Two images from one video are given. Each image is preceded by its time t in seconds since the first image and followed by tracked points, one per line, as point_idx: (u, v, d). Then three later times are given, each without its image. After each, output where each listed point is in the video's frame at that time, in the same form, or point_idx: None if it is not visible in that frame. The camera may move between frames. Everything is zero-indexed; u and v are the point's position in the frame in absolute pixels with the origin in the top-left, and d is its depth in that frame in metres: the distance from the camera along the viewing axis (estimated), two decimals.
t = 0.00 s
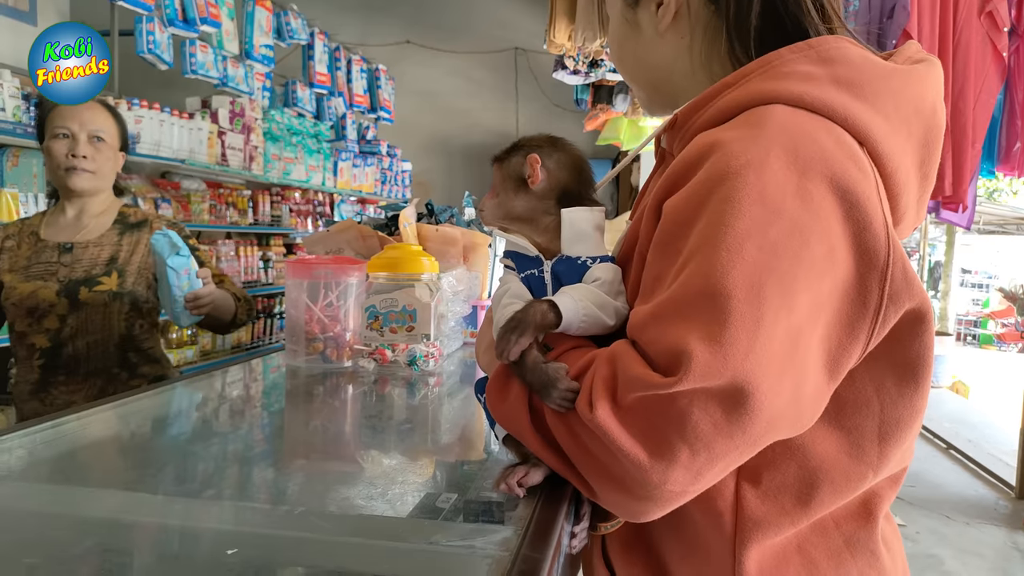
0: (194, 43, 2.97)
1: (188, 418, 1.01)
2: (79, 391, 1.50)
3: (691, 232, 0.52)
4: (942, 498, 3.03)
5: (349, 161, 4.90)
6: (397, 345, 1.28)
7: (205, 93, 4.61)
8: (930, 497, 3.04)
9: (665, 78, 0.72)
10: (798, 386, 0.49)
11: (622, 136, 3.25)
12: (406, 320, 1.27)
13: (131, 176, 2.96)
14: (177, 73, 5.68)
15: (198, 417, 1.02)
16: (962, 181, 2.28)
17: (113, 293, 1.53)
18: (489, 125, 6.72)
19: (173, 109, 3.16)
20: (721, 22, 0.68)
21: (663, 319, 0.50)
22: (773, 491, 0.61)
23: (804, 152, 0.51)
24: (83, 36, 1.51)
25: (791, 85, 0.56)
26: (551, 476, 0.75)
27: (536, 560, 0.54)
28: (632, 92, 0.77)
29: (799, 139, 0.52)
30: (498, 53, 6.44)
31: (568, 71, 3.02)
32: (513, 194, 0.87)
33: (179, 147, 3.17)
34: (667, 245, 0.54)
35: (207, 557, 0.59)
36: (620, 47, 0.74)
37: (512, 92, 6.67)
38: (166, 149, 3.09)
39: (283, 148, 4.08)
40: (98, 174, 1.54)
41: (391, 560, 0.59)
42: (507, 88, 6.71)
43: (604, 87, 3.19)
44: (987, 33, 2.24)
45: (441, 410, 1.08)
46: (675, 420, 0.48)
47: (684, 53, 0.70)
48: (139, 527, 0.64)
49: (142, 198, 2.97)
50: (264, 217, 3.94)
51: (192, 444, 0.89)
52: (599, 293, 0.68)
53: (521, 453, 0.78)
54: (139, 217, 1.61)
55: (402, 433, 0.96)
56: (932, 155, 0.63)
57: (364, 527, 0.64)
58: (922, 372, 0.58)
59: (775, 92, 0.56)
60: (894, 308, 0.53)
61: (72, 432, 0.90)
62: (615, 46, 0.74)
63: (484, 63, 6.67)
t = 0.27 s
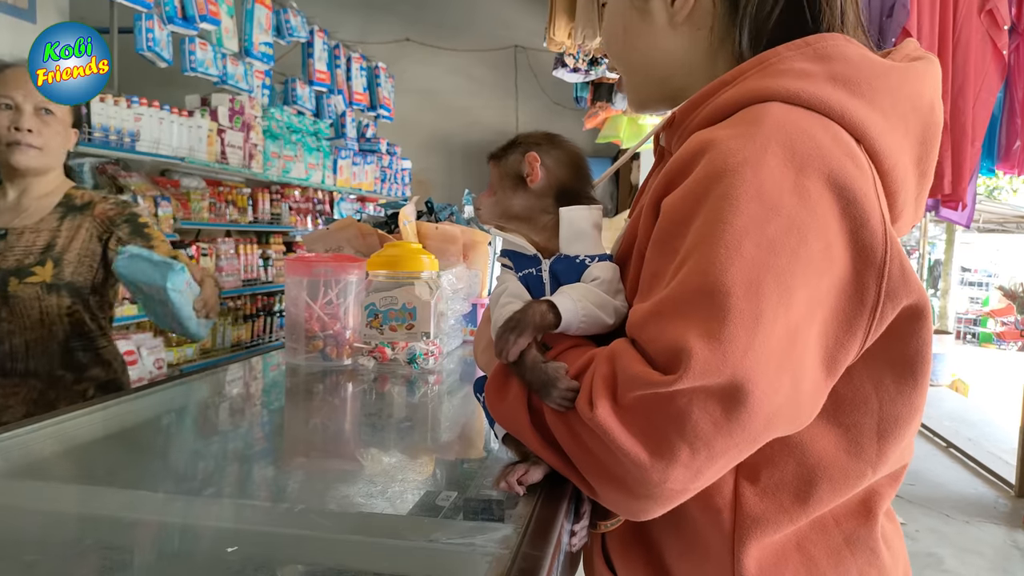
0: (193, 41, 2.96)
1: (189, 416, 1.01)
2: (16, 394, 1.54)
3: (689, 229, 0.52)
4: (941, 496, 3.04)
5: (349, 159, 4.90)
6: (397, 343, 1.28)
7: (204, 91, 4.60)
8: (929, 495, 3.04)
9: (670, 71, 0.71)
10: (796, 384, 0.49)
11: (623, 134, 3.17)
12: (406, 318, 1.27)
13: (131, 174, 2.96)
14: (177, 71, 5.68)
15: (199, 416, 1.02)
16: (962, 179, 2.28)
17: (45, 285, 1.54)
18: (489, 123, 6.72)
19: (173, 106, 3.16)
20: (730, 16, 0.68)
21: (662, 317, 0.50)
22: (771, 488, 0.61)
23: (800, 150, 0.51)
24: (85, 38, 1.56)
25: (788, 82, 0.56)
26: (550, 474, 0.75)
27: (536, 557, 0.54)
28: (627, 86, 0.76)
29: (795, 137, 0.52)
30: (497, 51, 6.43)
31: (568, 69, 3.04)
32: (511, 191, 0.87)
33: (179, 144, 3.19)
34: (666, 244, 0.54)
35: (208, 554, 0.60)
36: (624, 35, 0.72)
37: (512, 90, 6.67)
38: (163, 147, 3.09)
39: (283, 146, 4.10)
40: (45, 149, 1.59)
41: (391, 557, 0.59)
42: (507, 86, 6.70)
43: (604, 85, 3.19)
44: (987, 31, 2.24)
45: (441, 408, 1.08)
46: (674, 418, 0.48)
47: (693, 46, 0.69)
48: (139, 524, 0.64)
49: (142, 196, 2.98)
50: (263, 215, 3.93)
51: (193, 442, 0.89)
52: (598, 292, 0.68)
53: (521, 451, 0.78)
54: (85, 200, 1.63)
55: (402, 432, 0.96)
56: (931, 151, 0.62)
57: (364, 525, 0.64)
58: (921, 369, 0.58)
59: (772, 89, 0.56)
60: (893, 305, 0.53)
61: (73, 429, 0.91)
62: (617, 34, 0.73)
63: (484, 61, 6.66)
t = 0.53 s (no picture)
0: (192, 39, 2.96)
1: (187, 414, 1.01)
2: None
3: (687, 228, 0.52)
4: (941, 494, 3.03)
5: (349, 157, 4.89)
6: (397, 341, 1.28)
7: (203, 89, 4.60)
8: (929, 493, 3.04)
9: (679, 68, 0.69)
10: (796, 379, 0.49)
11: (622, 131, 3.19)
12: (406, 316, 1.27)
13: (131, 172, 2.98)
14: (177, 69, 5.68)
15: (198, 413, 1.02)
16: (962, 177, 2.27)
17: None
18: (489, 122, 6.71)
19: (172, 104, 3.16)
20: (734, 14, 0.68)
21: (663, 315, 0.50)
22: (772, 484, 0.61)
23: (797, 147, 0.51)
24: (82, 37, 2.32)
25: (784, 79, 0.56)
26: (550, 472, 0.75)
27: (536, 555, 0.54)
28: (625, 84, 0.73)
29: (792, 133, 0.51)
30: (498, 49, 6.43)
31: (568, 67, 3.04)
32: (506, 191, 0.86)
33: (179, 143, 3.17)
34: (665, 242, 0.54)
35: (208, 552, 0.60)
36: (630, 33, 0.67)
37: (513, 88, 6.66)
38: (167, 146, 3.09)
39: (282, 143, 4.10)
40: None
41: (391, 555, 0.59)
42: (507, 84, 6.70)
43: (604, 83, 3.18)
44: (988, 29, 2.23)
45: (441, 406, 1.08)
46: (677, 417, 0.48)
47: (701, 43, 0.68)
48: (139, 522, 0.64)
49: (142, 194, 2.99)
50: (263, 213, 3.92)
51: (193, 440, 0.89)
52: (597, 292, 0.68)
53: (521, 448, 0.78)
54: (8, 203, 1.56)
55: (402, 429, 0.96)
56: (925, 146, 0.62)
57: (364, 523, 0.64)
58: (919, 363, 0.58)
59: (767, 86, 0.56)
60: (892, 299, 0.53)
61: (69, 429, 0.90)
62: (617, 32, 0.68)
63: (484, 59, 6.66)
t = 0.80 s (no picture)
0: (193, 34, 2.95)
1: (185, 409, 1.01)
2: None
3: (683, 224, 0.52)
4: (941, 491, 3.03)
5: (349, 153, 4.89)
6: (397, 337, 1.27)
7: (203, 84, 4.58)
8: (929, 490, 3.04)
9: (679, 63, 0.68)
10: (795, 373, 0.49)
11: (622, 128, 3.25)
12: (407, 311, 1.27)
13: (132, 168, 2.97)
14: (177, 64, 5.67)
15: (197, 409, 1.02)
16: (963, 174, 2.26)
17: None
18: (490, 118, 6.70)
19: (172, 99, 3.16)
20: (737, 10, 0.67)
21: (662, 311, 0.50)
22: (773, 480, 0.61)
23: (793, 141, 0.51)
24: (81, 37, 2.36)
25: (778, 74, 0.56)
26: (551, 468, 0.75)
27: (537, 551, 0.54)
28: (622, 78, 0.72)
29: (787, 128, 0.51)
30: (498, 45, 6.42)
31: (569, 62, 3.04)
32: (501, 189, 0.85)
33: (179, 139, 3.16)
34: (661, 238, 0.54)
35: (210, 547, 0.60)
36: (634, 23, 0.66)
37: (513, 84, 6.65)
38: (166, 141, 3.09)
39: (283, 139, 4.09)
40: None
41: (392, 550, 0.59)
42: (508, 80, 6.69)
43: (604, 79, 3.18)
44: (990, 25, 2.23)
45: (442, 402, 1.08)
46: (677, 414, 0.48)
47: (704, 38, 0.67)
48: (140, 517, 0.64)
49: (142, 189, 2.98)
50: (264, 209, 3.92)
51: (194, 435, 0.89)
52: (595, 289, 0.68)
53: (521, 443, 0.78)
54: None
55: (403, 425, 0.96)
56: (919, 138, 0.62)
57: (364, 518, 0.64)
58: (916, 355, 0.58)
59: (762, 80, 0.56)
60: (890, 293, 0.53)
61: (67, 425, 0.91)
62: (621, 22, 0.67)
63: (484, 56, 6.65)
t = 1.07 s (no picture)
0: (195, 27, 2.95)
1: (188, 402, 1.01)
2: None
3: (674, 220, 0.52)
4: (941, 488, 3.04)
5: (351, 147, 4.88)
6: (399, 331, 1.28)
7: (205, 77, 4.57)
8: (930, 486, 3.05)
9: (678, 52, 0.68)
10: (790, 366, 0.49)
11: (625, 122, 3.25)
12: (409, 306, 1.27)
13: (134, 161, 2.97)
14: (179, 57, 5.66)
15: (199, 402, 1.02)
16: (966, 171, 2.26)
17: None
18: (492, 112, 6.69)
19: (174, 93, 3.14)
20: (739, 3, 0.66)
21: (654, 308, 0.50)
22: (773, 475, 0.61)
23: (782, 133, 0.51)
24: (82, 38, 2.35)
25: (768, 65, 0.55)
26: (552, 463, 0.75)
27: (540, 547, 0.54)
28: (617, 65, 0.71)
29: (777, 120, 0.51)
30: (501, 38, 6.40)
31: (571, 56, 3.03)
32: (497, 186, 0.84)
33: (181, 132, 3.15)
34: (654, 234, 0.54)
35: (212, 540, 0.60)
36: (637, 7, 0.65)
37: (516, 79, 6.64)
38: (169, 135, 3.08)
39: (285, 133, 4.06)
40: None
41: (395, 544, 0.59)
42: (510, 74, 6.67)
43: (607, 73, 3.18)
44: (995, 21, 2.22)
45: (443, 397, 1.08)
46: (671, 410, 0.48)
47: (703, 28, 0.67)
48: (142, 510, 0.64)
49: (144, 183, 2.98)
50: (266, 203, 3.92)
51: (196, 429, 0.89)
52: (589, 286, 0.68)
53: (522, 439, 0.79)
54: None
55: (404, 420, 0.96)
56: (912, 125, 0.62)
57: (367, 512, 0.64)
58: (915, 345, 0.57)
59: (751, 72, 0.55)
60: (886, 284, 0.53)
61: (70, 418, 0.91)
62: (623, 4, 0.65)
63: (487, 50, 6.63)
